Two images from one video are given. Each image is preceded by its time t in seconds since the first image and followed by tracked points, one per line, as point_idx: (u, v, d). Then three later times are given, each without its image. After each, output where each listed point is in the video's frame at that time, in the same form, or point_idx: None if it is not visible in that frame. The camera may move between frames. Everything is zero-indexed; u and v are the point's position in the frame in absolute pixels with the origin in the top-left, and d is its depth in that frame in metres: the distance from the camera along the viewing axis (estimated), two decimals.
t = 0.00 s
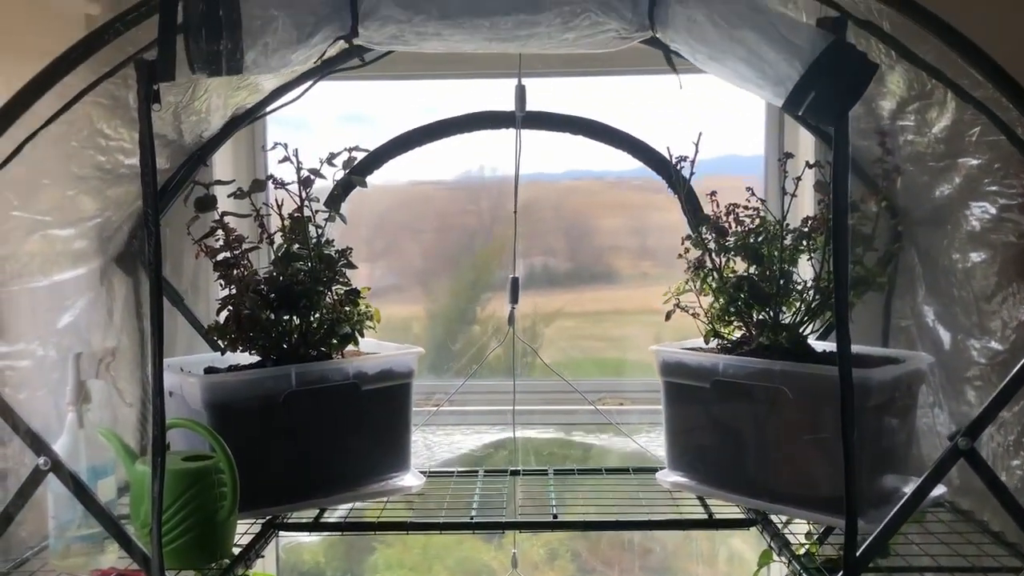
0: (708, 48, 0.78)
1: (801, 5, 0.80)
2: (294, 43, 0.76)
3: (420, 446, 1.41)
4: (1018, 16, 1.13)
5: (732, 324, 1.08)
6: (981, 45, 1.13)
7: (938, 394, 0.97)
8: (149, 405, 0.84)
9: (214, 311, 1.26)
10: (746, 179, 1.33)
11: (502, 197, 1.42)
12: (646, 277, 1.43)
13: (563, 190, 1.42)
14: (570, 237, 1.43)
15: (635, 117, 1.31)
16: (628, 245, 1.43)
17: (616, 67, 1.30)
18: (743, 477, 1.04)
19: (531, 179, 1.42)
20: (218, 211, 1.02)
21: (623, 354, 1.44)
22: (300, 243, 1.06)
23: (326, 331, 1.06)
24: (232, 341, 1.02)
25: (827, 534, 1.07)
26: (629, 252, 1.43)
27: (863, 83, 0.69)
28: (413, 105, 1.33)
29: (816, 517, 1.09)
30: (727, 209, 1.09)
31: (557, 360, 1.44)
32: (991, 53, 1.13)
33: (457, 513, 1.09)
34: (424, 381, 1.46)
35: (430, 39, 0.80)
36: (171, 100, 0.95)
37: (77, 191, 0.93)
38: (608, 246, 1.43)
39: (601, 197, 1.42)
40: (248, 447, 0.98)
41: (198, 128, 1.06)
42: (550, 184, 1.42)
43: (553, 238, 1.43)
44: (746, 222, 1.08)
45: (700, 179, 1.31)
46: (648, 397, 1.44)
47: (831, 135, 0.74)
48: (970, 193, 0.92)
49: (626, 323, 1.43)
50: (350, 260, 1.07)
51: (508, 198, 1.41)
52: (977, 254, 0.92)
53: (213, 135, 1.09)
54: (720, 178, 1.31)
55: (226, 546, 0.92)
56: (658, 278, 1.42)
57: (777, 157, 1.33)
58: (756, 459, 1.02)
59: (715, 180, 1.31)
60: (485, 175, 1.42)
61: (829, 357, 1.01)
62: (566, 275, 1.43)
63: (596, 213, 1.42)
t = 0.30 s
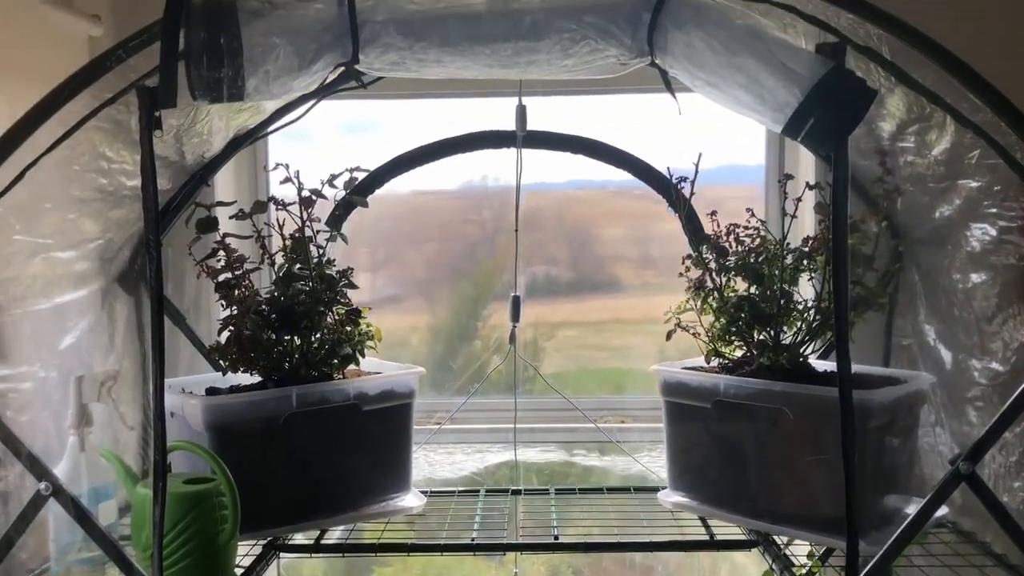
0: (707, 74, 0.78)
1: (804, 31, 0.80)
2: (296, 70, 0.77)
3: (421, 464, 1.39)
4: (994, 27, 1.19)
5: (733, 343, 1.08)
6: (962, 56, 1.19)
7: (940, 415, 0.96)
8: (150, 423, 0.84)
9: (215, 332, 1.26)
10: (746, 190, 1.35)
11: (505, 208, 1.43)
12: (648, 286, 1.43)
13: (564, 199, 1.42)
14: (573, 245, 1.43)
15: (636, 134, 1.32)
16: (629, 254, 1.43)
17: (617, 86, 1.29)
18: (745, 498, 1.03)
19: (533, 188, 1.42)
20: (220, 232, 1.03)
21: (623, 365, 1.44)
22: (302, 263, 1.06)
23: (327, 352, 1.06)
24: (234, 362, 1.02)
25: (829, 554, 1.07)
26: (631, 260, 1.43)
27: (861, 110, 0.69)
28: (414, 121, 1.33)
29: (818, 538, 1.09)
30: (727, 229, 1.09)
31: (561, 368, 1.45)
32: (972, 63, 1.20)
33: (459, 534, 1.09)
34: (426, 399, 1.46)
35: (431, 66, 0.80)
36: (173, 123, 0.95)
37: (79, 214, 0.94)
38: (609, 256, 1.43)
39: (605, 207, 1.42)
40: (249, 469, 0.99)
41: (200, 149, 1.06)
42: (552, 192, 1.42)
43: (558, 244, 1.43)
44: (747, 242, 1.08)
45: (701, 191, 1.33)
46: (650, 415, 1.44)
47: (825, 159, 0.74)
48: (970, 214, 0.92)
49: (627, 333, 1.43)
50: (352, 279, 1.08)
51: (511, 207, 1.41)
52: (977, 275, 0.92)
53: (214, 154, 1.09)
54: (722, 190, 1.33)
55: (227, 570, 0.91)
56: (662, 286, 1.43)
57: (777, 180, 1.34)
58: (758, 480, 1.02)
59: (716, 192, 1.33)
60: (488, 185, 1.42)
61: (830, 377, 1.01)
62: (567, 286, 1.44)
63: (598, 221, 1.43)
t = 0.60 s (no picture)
0: (708, 105, 0.78)
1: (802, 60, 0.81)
2: (299, 98, 0.77)
3: (422, 486, 1.39)
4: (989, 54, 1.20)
5: (736, 366, 1.08)
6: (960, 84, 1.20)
7: (942, 441, 0.96)
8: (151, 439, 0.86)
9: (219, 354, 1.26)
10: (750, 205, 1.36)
11: (507, 223, 1.43)
12: (649, 301, 1.43)
13: (567, 213, 1.42)
14: (576, 260, 1.43)
15: (638, 157, 1.33)
16: (632, 270, 1.43)
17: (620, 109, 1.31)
18: (747, 523, 1.03)
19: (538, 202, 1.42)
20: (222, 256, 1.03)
21: (625, 381, 1.45)
22: (304, 285, 1.06)
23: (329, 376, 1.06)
24: (235, 385, 1.02)
25: None
26: (634, 275, 1.43)
27: (859, 140, 0.70)
28: (416, 143, 1.33)
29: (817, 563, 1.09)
30: (729, 253, 1.10)
31: (562, 384, 1.44)
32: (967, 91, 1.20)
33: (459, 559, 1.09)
34: (427, 421, 1.45)
35: (432, 95, 0.81)
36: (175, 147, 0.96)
37: (83, 238, 0.94)
38: (612, 269, 1.43)
39: (607, 222, 1.42)
40: (250, 493, 0.99)
41: (204, 171, 1.06)
42: (553, 206, 1.42)
43: (557, 260, 1.43)
44: (748, 265, 1.08)
45: (705, 204, 1.34)
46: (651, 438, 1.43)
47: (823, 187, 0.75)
48: (970, 241, 0.91)
49: (627, 348, 1.44)
50: (353, 303, 1.08)
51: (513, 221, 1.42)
52: (978, 301, 0.92)
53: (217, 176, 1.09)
54: (725, 204, 1.34)
55: None
56: (665, 301, 1.43)
57: (778, 206, 1.34)
58: (760, 506, 1.02)
59: (719, 205, 1.35)
60: (491, 200, 1.43)
61: (832, 401, 1.01)
62: (568, 300, 1.44)
63: (600, 236, 1.43)
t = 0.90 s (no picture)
0: (709, 140, 0.79)
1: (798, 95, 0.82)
2: (305, 133, 0.77)
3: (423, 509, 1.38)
4: (980, 82, 1.21)
5: (738, 395, 1.08)
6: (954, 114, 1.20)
7: (944, 469, 0.96)
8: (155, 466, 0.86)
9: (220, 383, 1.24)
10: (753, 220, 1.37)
11: (508, 243, 1.43)
12: (649, 317, 1.43)
13: (569, 229, 1.41)
14: (577, 275, 1.44)
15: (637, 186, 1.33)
16: (634, 285, 1.43)
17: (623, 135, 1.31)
18: (749, 553, 1.03)
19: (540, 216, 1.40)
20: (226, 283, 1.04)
21: (626, 398, 1.45)
22: (307, 312, 1.07)
23: (331, 404, 1.06)
24: (238, 413, 1.02)
25: None
26: (636, 291, 1.43)
27: (858, 177, 0.70)
28: (418, 168, 1.34)
29: None
30: (731, 280, 1.10)
31: (562, 402, 1.44)
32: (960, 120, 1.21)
33: None
34: (429, 446, 1.45)
35: (435, 128, 0.83)
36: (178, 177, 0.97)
37: (87, 266, 0.93)
38: (615, 285, 1.44)
39: (606, 238, 1.41)
40: (251, 522, 0.98)
41: (209, 199, 1.07)
42: (556, 223, 1.41)
43: (556, 275, 1.43)
44: (750, 293, 1.09)
45: (707, 221, 1.34)
46: (653, 463, 1.43)
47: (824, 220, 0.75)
48: (970, 271, 0.92)
49: (628, 364, 1.44)
50: (355, 330, 1.07)
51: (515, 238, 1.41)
52: (979, 330, 0.92)
53: (223, 203, 1.10)
54: (724, 221, 1.35)
55: None
56: (665, 317, 1.43)
57: (780, 234, 1.36)
58: (761, 535, 1.01)
59: (721, 222, 1.35)
60: (492, 216, 1.42)
61: (836, 430, 1.01)
62: (571, 316, 1.44)
63: (601, 252, 1.42)
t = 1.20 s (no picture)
0: (708, 176, 0.80)
1: (797, 129, 0.84)
2: (310, 169, 0.79)
3: (425, 536, 1.40)
4: (972, 114, 1.23)
5: (738, 423, 1.08)
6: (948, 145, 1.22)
7: (947, 499, 0.96)
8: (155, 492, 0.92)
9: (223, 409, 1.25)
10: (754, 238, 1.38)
11: (509, 255, 1.43)
12: (651, 333, 1.43)
13: (570, 244, 1.42)
14: (577, 290, 1.43)
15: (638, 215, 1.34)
16: (634, 301, 1.43)
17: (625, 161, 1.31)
18: None
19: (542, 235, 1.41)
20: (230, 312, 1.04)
21: (628, 415, 1.45)
22: (309, 340, 1.07)
23: (333, 432, 1.06)
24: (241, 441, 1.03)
25: None
26: (637, 306, 1.43)
27: (858, 214, 0.71)
28: (420, 196, 1.34)
29: None
30: (731, 309, 1.10)
31: (564, 420, 1.44)
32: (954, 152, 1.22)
33: None
34: (430, 472, 1.45)
35: (441, 163, 0.85)
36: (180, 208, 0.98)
37: (92, 295, 0.94)
38: (615, 300, 1.44)
39: (605, 252, 1.42)
40: (253, 550, 0.99)
41: (213, 227, 1.07)
42: (556, 238, 1.41)
43: (558, 291, 1.44)
44: (750, 321, 1.10)
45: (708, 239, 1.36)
46: (655, 489, 1.43)
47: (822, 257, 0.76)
48: (970, 302, 0.92)
49: (629, 381, 1.44)
50: (358, 358, 1.08)
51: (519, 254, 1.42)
52: (979, 361, 0.92)
53: (228, 230, 1.11)
54: (728, 237, 1.37)
55: None
56: (666, 333, 1.43)
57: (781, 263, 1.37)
58: (763, 564, 1.01)
59: (723, 238, 1.37)
60: (494, 233, 1.42)
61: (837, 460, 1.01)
62: (573, 333, 1.44)
63: (602, 269, 1.43)
